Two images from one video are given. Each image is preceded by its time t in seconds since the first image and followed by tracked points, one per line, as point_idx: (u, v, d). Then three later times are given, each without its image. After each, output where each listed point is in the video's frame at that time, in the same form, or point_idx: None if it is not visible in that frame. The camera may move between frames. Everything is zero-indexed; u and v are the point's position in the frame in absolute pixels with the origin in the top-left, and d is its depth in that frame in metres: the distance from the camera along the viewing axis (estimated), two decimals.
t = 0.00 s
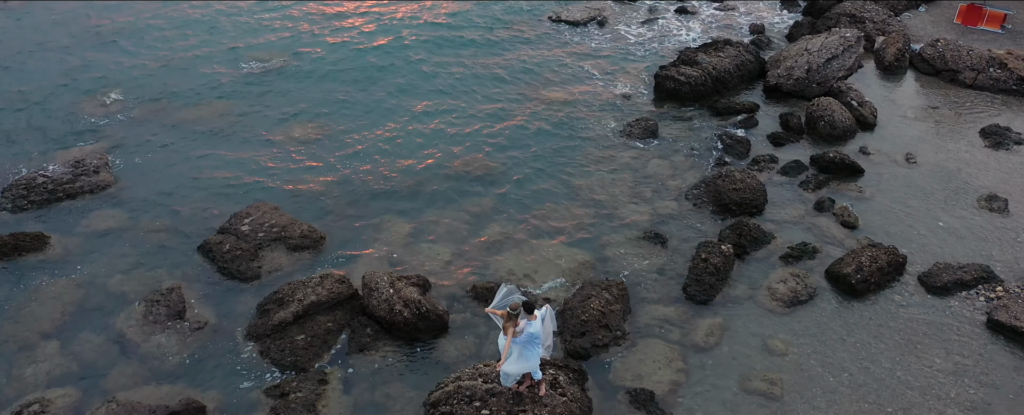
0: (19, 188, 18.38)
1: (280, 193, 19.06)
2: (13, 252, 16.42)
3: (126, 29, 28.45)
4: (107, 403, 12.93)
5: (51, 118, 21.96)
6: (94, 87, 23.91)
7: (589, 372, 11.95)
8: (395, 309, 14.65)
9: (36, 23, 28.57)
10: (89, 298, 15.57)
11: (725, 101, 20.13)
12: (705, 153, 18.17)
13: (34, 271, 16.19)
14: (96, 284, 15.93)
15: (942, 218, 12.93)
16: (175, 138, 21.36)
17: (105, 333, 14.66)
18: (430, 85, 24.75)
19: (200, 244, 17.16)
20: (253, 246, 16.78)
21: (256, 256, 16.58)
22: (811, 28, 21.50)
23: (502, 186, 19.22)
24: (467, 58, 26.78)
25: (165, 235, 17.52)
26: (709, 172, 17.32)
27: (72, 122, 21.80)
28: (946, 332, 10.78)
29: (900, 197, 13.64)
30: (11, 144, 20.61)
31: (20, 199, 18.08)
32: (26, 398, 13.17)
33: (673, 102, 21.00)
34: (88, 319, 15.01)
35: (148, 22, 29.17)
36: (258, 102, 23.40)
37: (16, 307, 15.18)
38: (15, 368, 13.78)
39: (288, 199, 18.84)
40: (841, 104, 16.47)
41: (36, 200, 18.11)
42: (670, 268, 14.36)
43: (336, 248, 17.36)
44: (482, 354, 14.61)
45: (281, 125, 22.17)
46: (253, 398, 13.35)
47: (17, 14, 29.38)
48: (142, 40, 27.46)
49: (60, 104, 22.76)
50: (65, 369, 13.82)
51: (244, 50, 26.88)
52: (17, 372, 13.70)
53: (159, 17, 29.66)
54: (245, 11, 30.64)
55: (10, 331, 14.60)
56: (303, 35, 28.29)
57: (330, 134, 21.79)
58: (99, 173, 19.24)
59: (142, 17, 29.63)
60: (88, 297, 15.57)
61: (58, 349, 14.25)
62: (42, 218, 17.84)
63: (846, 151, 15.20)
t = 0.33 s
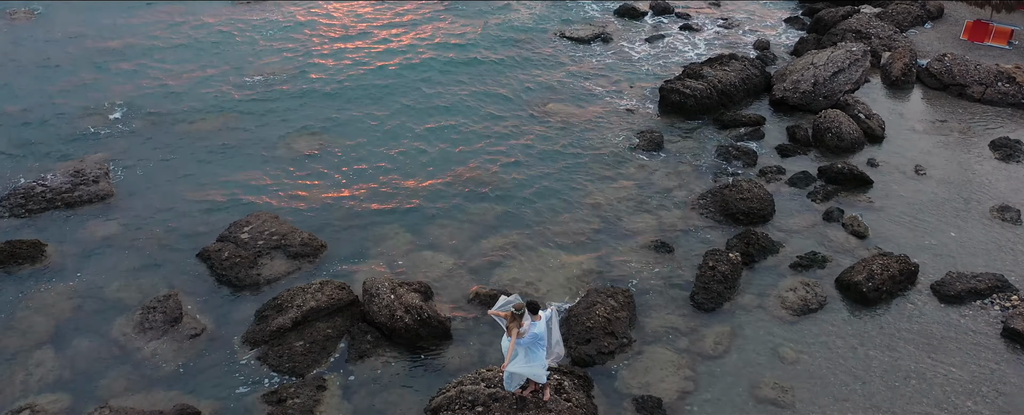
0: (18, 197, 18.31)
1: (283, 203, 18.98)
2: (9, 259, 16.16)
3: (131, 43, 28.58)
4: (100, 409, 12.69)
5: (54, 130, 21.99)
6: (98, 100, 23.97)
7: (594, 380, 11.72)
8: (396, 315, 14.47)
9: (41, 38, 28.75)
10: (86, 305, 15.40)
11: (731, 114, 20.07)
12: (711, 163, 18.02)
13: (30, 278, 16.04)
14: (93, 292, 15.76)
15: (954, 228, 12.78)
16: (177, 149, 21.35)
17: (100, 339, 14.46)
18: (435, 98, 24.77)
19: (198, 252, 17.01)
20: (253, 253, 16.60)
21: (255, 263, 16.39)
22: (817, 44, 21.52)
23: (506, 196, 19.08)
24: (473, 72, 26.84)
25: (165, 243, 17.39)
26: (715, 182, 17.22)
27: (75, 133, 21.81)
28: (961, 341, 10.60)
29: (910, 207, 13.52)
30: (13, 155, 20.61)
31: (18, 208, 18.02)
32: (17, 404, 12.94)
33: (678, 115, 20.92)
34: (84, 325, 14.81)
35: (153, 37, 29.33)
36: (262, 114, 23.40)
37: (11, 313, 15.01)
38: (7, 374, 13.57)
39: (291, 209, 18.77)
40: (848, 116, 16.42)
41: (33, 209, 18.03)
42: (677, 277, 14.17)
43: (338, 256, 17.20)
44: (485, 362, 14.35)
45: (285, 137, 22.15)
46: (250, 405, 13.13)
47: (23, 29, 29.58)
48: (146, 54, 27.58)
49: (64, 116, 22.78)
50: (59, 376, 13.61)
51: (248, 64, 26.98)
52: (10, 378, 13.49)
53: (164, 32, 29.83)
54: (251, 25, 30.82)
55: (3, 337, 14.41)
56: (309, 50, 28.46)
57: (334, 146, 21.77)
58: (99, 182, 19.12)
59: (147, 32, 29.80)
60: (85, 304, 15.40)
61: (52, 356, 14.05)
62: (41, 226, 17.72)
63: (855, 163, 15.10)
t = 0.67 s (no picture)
0: (16, 207, 18.42)
1: (285, 215, 18.93)
2: (5, 265, 16.25)
3: (138, 59, 28.87)
4: None
5: (58, 143, 22.17)
6: (103, 113, 24.17)
7: (600, 386, 11.47)
8: (397, 321, 14.47)
9: (49, 55, 29.12)
10: (84, 312, 15.37)
11: (737, 127, 20.02)
12: (717, 175, 17.91)
13: (26, 286, 16.06)
14: (91, 300, 15.74)
15: (966, 239, 12.63)
16: (180, 159, 21.44)
17: (98, 347, 14.42)
18: (439, 113, 24.78)
19: (198, 259, 16.99)
20: (252, 260, 16.54)
21: (255, 271, 16.33)
22: (823, 60, 21.55)
23: (510, 206, 18.98)
24: (477, 87, 26.90)
25: (165, 252, 17.36)
26: (720, 194, 17.07)
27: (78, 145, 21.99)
28: (976, 350, 10.42)
29: (921, 218, 13.39)
30: (16, 167, 20.79)
31: (15, 217, 18.15)
32: (9, 409, 12.90)
33: (684, 128, 20.88)
34: (82, 332, 14.80)
35: (160, 52, 29.62)
36: (266, 127, 23.47)
37: (7, 320, 15.03)
38: None
39: (294, 220, 18.73)
40: (856, 129, 16.36)
41: (31, 218, 18.16)
42: (684, 285, 13.97)
43: (339, 266, 17.07)
44: (486, 370, 14.15)
45: (289, 149, 22.19)
46: (245, 411, 13.05)
47: (33, 47, 29.99)
48: (153, 69, 27.84)
49: (68, 129, 22.97)
50: (54, 384, 13.56)
51: (253, 80, 27.16)
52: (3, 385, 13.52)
53: (171, 48, 30.11)
54: (258, 42, 31.09)
55: None
56: (315, 66, 28.64)
57: (338, 159, 21.77)
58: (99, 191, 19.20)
59: (155, 48, 30.12)
60: (82, 311, 15.35)
61: (46, 363, 14.06)
62: (42, 236, 17.77)
63: (863, 175, 15.00)
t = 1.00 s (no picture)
0: (14, 215, 18.50)
1: (287, 225, 18.86)
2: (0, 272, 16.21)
3: (142, 76, 29.12)
4: None
5: (61, 155, 22.29)
6: (105, 127, 24.34)
7: (605, 392, 11.24)
8: (398, 325, 14.30)
9: (55, 73, 29.42)
10: (79, 318, 15.33)
11: (742, 139, 19.93)
12: (722, 186, 17.78)
13: (21, 293, 16.02)
14: (87, 305, 15.68)
15: (978, 248, 12.49)
16: (181, 172, 21.46)
17: (93, 353, 14.32)
18: (443, 128, 24.79)
19: (197, 267, 16.88)
20: (251, 267, 16.46)
21: (253, 278, 16.21)
22: (828, 76, 21.57)
23: (512, 217, 18.88)
24: (481, 103, 26.96)
25: (164, 260, 17.33)
26: (726, 205, 16.95)
27: (80, 158, 22.09)
28: (992, 357, 10.24)
29: (931, 228, 13.26)
30: (18, 178, 20.87)
31: (13, 225, 18.19)
32: None
33: (689, 141, 20.82)
34: (78, 338, 14.74)
35: (165, 69, 29.87)
36: (269, 141, 23.51)
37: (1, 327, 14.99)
38: None
39: (296, 230, 18.65)
40: (863, 142, 16.28)
41: (28, 226, 18.18)
42: (690, 292, 13.77)
43: (340, 275, 16.91)
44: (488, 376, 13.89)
45: (292, 162, 22.19)
46: None
47: (38, 65, 30.33)
48: (157, 85, 28.06)
49: (71, 142, 23.10)
50: (47, 389, 13.48)
51: (256, 95, 27.34)
52: None
53: (176, 65, 30.35)
54: (263, 60, 31.32)
55: None
56: (319, 84, 28.79)
57: (341, 171, 21.77)
58: (100, 201, 19.25)
59: (159, 65, 30.39)
60: (78, 318, 15.29)
61: (40, 369, 13.96)
62: (41, 244, 17.78)
63: (871, 186, 14.89)
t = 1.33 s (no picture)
0: (12, 225, 18.79)
1: (288, 236, 18.88)
2: None
3: (148, 93, 29.53)
4: None
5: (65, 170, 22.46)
6: (109, 142, 24.67)
7: (610, 397, 11.04)
8: (399, 330, 14.27)
9: (63, 91, 29.76)
10: (76, 327, 15.42)
11: (748, 153, 19.88)
12: (727, 198, 17.68)
13: (18, 301, 16.19)
14: (84, 314, 15.75)
15: (990, 258, 12.32)
16: (184, 186, 21.58)
17: (88, 362, 14.36)
18: (447, 142, 24.82)
19: (195, 275, 17.04)
20: (251, 274, 16.56)
21: (252, 286, 16.32)
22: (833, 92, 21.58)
23: (515, 227, 18.81)
24: (485, 119, 27.07)
25: (161, 269, 17.45)
26: (733, 215, 16.82)
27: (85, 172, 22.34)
28: (1008, 367, 10.04)
29: (942, 239, 13.11)
30: (23, 194, 21.08)
31: (10, 234, 18.43)
32: None
33: (694, 155, 20.75)
34: (75, 346, 14.80)
35: (170, 86, 30.29)
36: (274, 155, 23.60)
37: None
38: None
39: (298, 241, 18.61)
40: (871, 155, 16.21)
41: (25, 236, 18.43)
42: (697, 300, 13.59)
43: (342, 285, 16.81)
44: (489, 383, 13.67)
45: (295, 175, 22.26)
46: None
47: (46, 83, 30.83)
48: (163, 102, 28.46)
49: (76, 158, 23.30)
50: (40, 394, 13.56)
51: (260, 112, 27.59)
52: None
53: (181, 83, 30.69)
54: (268, 78, 31.62)
55: None
56: (325, 102, 29.03)
57: (344, 184, 21.80)
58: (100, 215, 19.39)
59: (164, 82, 30.81)
60: (75, 327, 15.37)
61: (33, 374, 14.05)
62: (41, 255, 17.94)
63: (880, 198, 14.77)
